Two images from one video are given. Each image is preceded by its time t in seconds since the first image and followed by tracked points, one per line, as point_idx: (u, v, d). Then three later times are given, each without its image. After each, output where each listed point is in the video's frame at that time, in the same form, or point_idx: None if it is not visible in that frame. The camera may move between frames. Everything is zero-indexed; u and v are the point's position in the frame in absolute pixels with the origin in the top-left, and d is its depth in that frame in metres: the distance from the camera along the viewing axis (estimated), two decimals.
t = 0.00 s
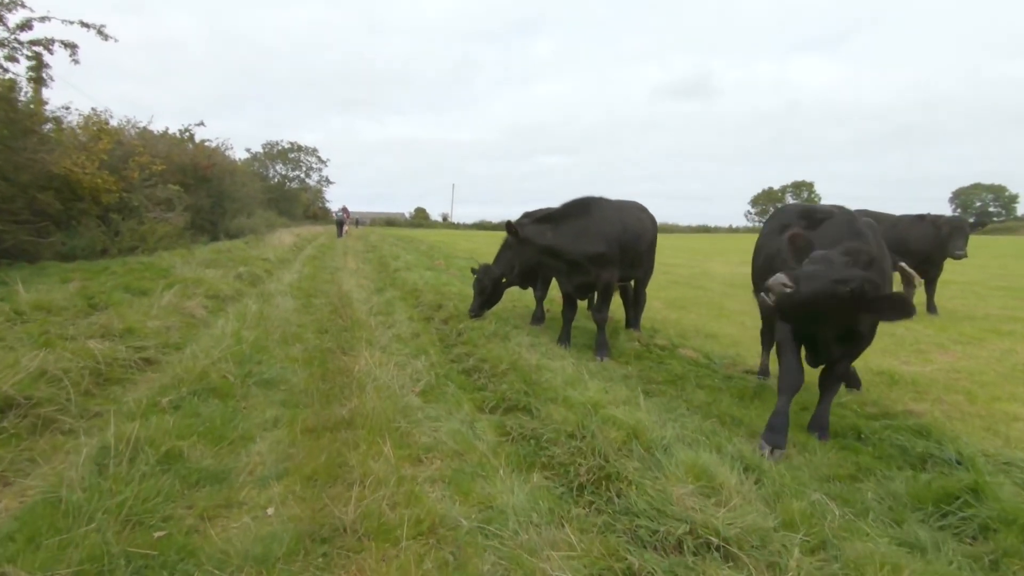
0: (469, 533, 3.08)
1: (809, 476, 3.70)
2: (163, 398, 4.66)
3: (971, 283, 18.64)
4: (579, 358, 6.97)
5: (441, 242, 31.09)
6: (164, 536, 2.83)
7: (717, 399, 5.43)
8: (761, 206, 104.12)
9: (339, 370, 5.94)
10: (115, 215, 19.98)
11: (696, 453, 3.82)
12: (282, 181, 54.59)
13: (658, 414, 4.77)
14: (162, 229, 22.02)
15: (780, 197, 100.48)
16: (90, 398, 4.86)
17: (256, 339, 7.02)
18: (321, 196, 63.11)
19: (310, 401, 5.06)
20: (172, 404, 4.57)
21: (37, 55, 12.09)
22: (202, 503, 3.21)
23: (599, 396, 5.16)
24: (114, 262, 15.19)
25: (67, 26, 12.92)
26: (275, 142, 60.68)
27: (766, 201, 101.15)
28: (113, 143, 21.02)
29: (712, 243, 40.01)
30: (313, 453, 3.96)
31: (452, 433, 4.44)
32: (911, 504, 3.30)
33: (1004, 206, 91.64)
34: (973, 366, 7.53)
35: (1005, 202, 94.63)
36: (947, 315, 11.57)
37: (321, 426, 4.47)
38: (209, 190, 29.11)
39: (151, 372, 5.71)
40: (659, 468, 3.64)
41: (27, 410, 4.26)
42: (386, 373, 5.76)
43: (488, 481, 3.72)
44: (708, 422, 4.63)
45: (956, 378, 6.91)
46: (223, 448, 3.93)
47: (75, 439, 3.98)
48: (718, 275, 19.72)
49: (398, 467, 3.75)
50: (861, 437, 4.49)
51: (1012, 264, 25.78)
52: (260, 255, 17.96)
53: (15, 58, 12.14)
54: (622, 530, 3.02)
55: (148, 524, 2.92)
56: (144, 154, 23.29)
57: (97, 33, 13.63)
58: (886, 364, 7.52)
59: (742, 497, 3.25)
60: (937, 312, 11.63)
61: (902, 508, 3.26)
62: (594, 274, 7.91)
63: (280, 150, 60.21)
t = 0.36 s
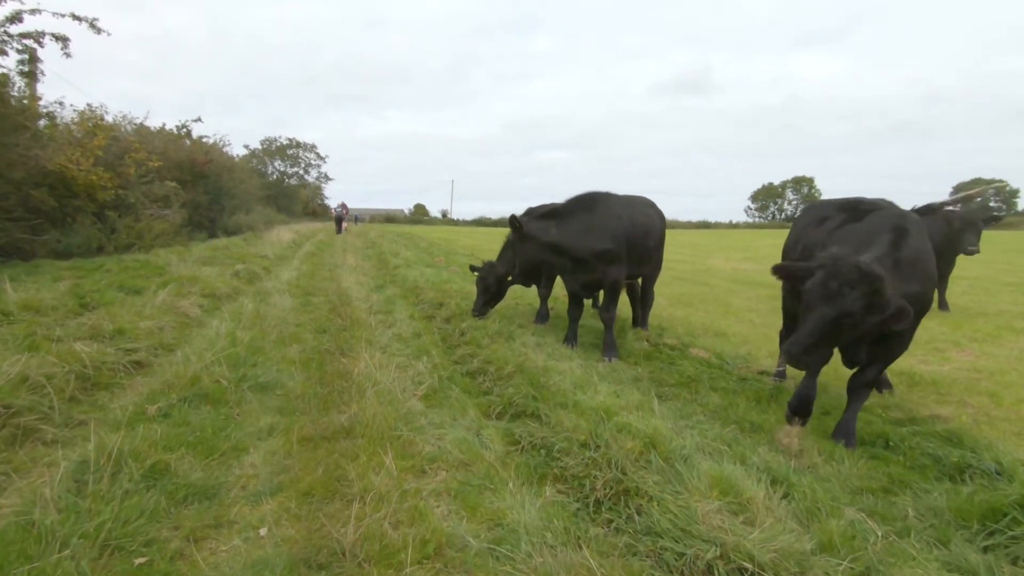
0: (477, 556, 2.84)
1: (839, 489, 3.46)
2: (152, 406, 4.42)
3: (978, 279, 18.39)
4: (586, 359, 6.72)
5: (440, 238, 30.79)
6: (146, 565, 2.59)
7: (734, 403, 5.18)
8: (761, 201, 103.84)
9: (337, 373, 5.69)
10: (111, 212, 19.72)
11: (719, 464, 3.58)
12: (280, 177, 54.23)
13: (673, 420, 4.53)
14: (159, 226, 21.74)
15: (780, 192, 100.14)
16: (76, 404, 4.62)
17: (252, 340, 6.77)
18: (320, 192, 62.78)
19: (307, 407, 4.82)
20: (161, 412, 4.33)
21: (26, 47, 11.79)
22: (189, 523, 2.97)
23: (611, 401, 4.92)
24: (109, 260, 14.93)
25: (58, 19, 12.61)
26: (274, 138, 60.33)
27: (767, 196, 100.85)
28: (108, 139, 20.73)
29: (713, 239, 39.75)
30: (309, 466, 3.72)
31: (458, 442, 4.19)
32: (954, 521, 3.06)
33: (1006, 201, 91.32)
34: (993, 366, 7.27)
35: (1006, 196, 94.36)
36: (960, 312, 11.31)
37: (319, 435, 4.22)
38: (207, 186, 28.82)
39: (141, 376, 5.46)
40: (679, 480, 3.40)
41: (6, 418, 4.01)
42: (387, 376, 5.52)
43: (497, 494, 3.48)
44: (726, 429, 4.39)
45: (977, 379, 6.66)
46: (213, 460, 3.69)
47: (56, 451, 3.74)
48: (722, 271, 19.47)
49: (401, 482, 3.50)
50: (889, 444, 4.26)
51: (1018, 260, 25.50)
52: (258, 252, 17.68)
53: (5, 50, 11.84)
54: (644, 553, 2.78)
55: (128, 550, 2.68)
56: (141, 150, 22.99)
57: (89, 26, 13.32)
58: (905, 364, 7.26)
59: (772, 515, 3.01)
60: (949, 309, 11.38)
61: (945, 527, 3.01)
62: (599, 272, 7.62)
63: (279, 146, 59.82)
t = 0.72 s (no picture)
0: None
1: (868, 504, 3.27)
2: (143, 413, 4.23)
3: (985, 278, 18.20)
4: (593, 362, 6.53)
5: (440, 237, 30.59)
6: None
7: (748, 409, 4.99)
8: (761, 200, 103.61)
9: (337, 378, 5.50)
10: (108, 210, 19.51)
11: (739, 476, 3.40)
12: (280, 176, 53.99)
13: (688, 428, 4.34)
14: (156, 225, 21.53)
15: (781, 190, 99.94)
16: (64, 411, 4.43)
17: (250, 343, 6.57)
18: (320, 191, 62.57)
19: (305, 414, 4.63)
20: (153, 420, 4.14)
21: (20, 43, 11.60)
22: (179, 543, 2.79)
23: (622, 408, 4.73)
24: (105, 260, 14.74)
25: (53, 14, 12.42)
26: (274, 137, 60.11)
27: (767, 194, 100.64)
28: (106, 137, 20.51)
29: (715, 238, 39.53)
30: (308, 479, 3.54)
31: (463, 452, 4.00)
32: (993, 540, 2.87)
33: (1007, 199, 91.12)
34: (1011, 368, 7.09)
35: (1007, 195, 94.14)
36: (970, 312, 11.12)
37: (318, 444, 4.04)
38: (205, 185, 28.61)
39: (135, 380, 5.27)
40: (699, 494, 3.21)
41: None
42: (389, 380, 5.33)
43: (506, 509, 3.30)
44: (744, 438, 4.21)
45: (997, 383, 6.46)
46: (207, 473, 3.50)
47: (42, 461, 3.56)
48: (726, 270, 19.28)
49: (403, 496, 3.32)
50: (915, 454, 4.07)
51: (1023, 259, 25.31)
52: (256, 251, 17.50)
53: None
54: None
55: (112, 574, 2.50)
56: (139, 148, 22.76)
57: (84, 22, 13.13)
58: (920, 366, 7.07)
59: (800, 534, 2.83)
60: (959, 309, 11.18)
61: (985, 547, 2.82)
62: (606, 272, 7.45)
63: (279, 145, 59.58)
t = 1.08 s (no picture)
0: None
1: (905, 522, 3.06)
2: (133, 420, 4.01)
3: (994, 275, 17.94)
4: (603, 364, 6.31)
5: (441, 234, 30.31)
6: None
7: (768, 415, 4.77)
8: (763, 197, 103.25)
9: (338, 382, 5.28)
10: (105, 207, 19.26)
11: (767, 491, 3.18)
12: (279, 173, 53.68)
13: (707, 436, 4.12)
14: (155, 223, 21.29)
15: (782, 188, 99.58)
16: (51, 418, 4.20)
17: (247, 344, 6.35)
18: (320, 188, 62.27)
19: (305, 420, 4.41)
20: (143, 427, 3.92)
21: (13, 36, 11.36)
22: (167, 566, 2.58)
23: (636, 414, 4.52)
24: (102, 257, 14.51)
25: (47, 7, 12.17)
26: (273, 134, 59.79)
27: (769, 192, 100.27)
28: (103, 133, 20.25)
29: (718, 235, 39.23)
30: (307, 493, 3.33)
31: (471, 461, 3.78)
32: None
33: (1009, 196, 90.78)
34: None
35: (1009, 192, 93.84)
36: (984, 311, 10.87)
37: (317, 453, 3.82)
38: (204, 181, 28.34)
39: (127, 383, 5.05)
40: (726, 511, 3.00)
41: None
42: (392, 384, 5.11)
43: (518, 525, 3.08)
44: (767, 447, 4.00)
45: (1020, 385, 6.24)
46: (199, 487, 3.28)
47: (23, 473, 3.34)
48: (731, 268, 19.02)
49: (408, 512, 3.10)
50: (948, 465, 3.86)
51: None
52: (255, 249, 17.25)
53: None
54: None
55: None
56: (136, 144, 22.50)
57: (80, 15, 12.89)
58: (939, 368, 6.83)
59: (839, 557, 2.61)
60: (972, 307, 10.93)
61: None
62: (616, 272, 7.22)
63: (278, 142, 59.26)
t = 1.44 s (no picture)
0: None
1: (943, 539, 2.87)
2: (121, 427, 3.81)
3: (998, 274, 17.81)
4: (611, 366, 6.12)
5: (442, 234, 30.12)
6: None
7: (785, 420, 4.58)
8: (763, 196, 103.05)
9: (337, 385, 5.08)
10: (103, 206, 19.07)
11: (794, 504, 2.99)
12: (278, 172, 53.44)
13: (724, 443, 3.93)
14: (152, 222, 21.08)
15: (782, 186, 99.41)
16: (36, 425, 4.00)
17: (242, 346, 6.16)
18: (319, 187, 62.10)
19: (302, 427, 4.22)
20: (131, 435, 3.72)
21: (5, 32, 11.14)
22: None
23: (648, 419, 4.33)
24: (98, 257, 14.31)
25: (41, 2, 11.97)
26: (273, 133, 59.59)
27: (769, 191, 100.14)
28: (100, 131, 20.04)
29: (720, 234, 39.04)
30: (304, 506, 3.13)
31: (478, 471, 3.59)
32: None
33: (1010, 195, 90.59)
34: None
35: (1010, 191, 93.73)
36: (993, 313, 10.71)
37: (314, 463, 3.63)
38: (202, 181, 28.13)
39: (117, 387, 4.85)
40: (751, 527, 2.81)
41: None
42: (393, 387, 4.92)
43: (528, 541, 2.88)
44: (788, 456, 3.81)
45: None
46: (189, 500, 3.09)
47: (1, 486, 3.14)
48: (734, 267, 18.83)
49: (411, 527, 2.91)
50: (981, 476, 3.67)
51: None
52: (254, 248, 17.06)
53: None
54: None
55: None
56: (134, 143, 22.29)
57: (75, 11, 12.69)
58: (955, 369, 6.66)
59: None
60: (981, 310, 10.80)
61: None
62: (622, 271, 7.02)
63: (278, 141, 58.91)
